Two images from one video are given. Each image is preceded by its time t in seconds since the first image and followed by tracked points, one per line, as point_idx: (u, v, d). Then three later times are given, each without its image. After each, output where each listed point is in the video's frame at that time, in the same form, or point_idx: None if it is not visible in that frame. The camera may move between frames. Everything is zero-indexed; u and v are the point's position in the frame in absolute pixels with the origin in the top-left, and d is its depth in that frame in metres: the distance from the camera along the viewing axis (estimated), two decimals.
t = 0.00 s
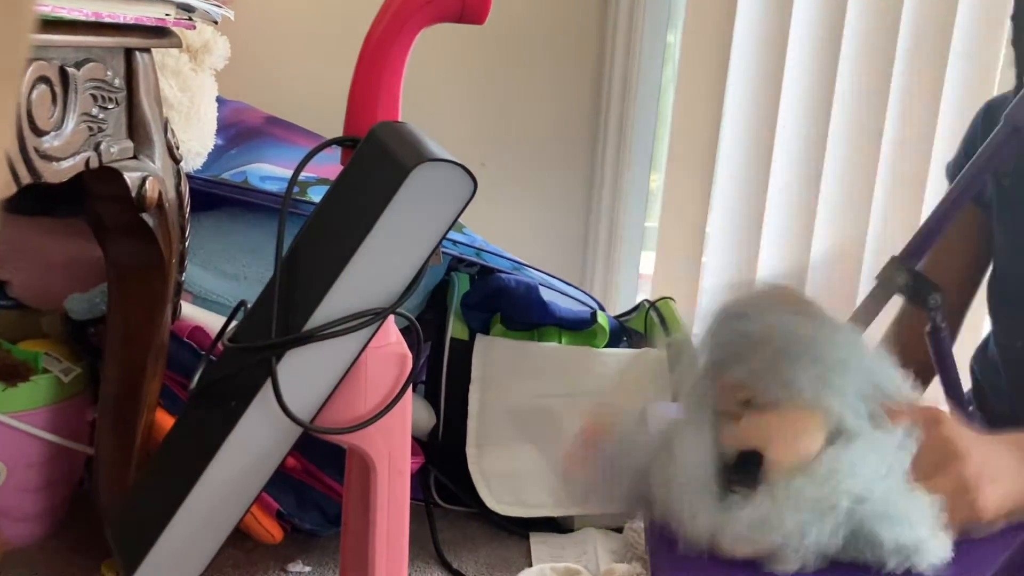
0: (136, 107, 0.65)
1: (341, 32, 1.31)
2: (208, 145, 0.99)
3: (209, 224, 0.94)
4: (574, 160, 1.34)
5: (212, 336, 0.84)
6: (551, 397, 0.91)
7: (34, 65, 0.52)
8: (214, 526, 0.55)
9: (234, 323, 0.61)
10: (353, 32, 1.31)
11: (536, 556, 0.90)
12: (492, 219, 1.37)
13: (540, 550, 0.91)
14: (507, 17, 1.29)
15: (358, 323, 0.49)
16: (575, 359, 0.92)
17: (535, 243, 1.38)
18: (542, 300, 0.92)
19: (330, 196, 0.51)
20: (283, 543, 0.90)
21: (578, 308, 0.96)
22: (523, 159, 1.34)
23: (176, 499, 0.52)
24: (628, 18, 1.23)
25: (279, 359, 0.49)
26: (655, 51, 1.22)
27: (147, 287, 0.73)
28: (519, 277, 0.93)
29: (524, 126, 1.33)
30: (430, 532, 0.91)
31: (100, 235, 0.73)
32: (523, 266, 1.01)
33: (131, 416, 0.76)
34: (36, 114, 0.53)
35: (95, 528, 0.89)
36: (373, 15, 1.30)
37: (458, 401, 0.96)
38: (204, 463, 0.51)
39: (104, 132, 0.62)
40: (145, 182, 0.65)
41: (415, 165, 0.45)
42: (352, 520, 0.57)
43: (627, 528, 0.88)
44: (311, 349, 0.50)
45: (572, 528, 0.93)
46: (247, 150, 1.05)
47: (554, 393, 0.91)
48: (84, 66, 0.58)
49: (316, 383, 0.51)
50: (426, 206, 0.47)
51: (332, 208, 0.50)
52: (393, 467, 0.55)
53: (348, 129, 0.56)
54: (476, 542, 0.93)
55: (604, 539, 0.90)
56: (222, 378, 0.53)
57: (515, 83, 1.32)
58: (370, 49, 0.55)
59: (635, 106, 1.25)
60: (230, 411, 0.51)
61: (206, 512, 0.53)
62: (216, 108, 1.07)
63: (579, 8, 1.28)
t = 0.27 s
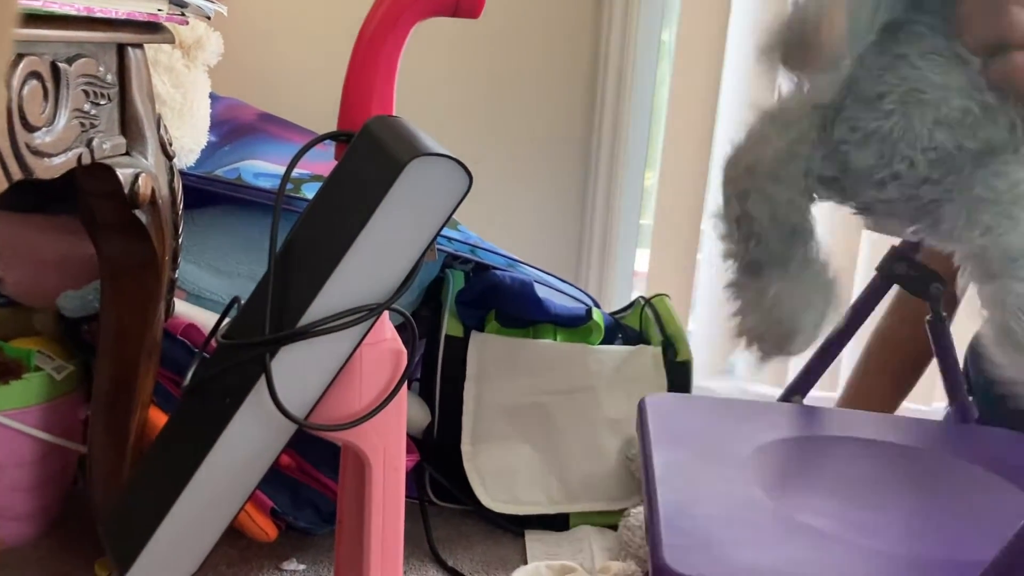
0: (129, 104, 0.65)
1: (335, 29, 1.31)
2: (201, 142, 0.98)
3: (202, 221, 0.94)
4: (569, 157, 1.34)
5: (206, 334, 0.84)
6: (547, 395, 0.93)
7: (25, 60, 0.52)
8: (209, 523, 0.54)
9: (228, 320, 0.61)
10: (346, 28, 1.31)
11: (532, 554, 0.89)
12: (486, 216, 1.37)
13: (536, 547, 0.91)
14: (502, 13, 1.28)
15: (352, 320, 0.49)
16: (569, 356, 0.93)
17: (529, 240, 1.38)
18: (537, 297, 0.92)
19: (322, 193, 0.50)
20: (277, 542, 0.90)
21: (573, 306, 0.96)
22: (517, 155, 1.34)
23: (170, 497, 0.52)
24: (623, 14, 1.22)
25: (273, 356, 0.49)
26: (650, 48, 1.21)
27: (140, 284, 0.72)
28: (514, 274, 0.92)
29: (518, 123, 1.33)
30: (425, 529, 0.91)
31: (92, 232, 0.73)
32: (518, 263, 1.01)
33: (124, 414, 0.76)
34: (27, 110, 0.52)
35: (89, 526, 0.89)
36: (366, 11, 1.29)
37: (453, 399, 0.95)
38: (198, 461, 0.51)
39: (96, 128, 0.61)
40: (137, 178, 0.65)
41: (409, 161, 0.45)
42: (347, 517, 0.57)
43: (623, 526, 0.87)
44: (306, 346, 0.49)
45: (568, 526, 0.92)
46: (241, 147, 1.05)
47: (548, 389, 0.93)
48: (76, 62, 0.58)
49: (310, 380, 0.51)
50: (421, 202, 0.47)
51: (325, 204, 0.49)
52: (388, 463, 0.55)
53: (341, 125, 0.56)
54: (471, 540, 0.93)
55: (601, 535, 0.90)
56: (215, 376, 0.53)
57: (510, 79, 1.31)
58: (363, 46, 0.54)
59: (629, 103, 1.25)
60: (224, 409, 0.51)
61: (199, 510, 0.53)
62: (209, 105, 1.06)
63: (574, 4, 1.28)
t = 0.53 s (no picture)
0: (124, 102, 0.65)
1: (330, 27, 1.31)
2: (196, 140, 0.98)
3: (198, 220, 0.94)
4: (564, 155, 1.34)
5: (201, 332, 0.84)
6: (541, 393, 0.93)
7: (20, 58, 0.51)
8: (205, 520, 0.54)
9: (224, 318, 0.61)
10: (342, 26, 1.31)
11: (528, 552, 0.90)
12: (482, 214, 1.37)
13: (532, 546, 0.91)
14: (498, 12, 1.28)
15: (349, 318, 0.48)
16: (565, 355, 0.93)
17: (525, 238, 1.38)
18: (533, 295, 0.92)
19: (318, 191, 0.50)
20: (274, 541, 0.90)
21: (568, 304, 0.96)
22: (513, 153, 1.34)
23: (166, 496, 0.52)
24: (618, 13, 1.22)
25: (270, 354, 0.49)
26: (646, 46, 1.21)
27: (136, 282, 0.72)
28: (510, 272, 0.92)
29: (514, 121, 1.33)
30: (421, 528, 0.91)
31: (87, 230, 0.72)
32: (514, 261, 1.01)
33: (120, 413, 0.76)
34: (22, 108, 0.52)
35: (84, 526, 0.88)
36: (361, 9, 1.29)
37: (450, 397, 0.95)
38: (194, 460, 0.51)
39: (91, 125, 0.61)
40: (132, 176, 0.65)
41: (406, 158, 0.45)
42: (344, 516, 0.57)
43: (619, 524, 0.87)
44: (303, 344, 0.49)
45: (564, 523, 0.93)
46: (236, 145, 1.04)
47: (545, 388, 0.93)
48: (71, 60, 0.58)
49: (307, 378, 0.51)
50: (417, 199, 0.47)
51: (321, 202, 0.49)
52: (384, 462, 0.55)
53: (339, 122, 0.55)
54: (467, 538, 0.93)
55: (597, 533, 0.90)
56: (211, 373, 0.52)
57: (506, 77, 1.31)
58: (360, 43, 0.54)
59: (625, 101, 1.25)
60: (220, 407, 0.51)
61: (196, 509, 0.53)
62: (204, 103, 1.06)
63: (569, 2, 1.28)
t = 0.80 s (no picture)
0: (119, 100, 0.65)
1: (326, 26, 1.31)
2: (192, 138, 0.98)
3: (193, 217, 0.94)
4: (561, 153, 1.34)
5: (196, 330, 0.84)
6: (537, 391, 0.93)
7: (15, 55, 0.51)
8: (201, 519, 0.54)
9: (220, 316, 0.61)
10: (338, 24, 1.30)
11: (524, 550, 0.90)
12: (477, 213, 1.37)
13: (528, 544, 0.91)
14: (494, 11, 1.28)
15: (344, 316, 0.48)
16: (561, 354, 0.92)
17: (521, 237, 1.38)
18: (530, 294, 0.92)
19: (313, 190, 0.50)
20: (269, 539, 0.90)
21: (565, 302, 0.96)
22: (510, 152, 1.34)
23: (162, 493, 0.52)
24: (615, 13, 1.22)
25: (265, 352, 0.49)
26: (642, 48, 1.22)
27: (131, 281, 0.72)
28: (506, 270, 0.92)
29: (511, 119, 1.33)
30: (416, 526, 0.91)
31: (83, 228, 0.72)
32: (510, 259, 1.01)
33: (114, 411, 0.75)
34: (17, 106, 0.52)
35: (79, 525, 0.88)
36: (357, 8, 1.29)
37: (446, 396, 0.95)
38: (190, 458, 0.51)
39: (86, 123, 0.61)
40: (128, 174, 0.65)
41: (402, 156, 0.45)
42: (340, 516, 0.57)
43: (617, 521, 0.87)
44: (298, 342, 0.49)
45: (560, 522, 0.93)
46: (231, 144, 1.04)
47: (543, 387, 0.93)
48: (66, 57, 0.57)
49: (302, 376, 0.51)
50: (413, 199, 0.47)
51: (316, 201, 0.49)
52: (381, 463, 0.55)
53: (335, 119, 0.55)
54: (463, 536, 0.93)
55: (593, 531, 0.90)
56: (207, 370, 0.52)
57: (502, 76, 1.31)
58: (357, 39, 0.54)
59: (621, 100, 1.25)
60: (216, 404, 0.50)
61: (191, 506, 0.53)
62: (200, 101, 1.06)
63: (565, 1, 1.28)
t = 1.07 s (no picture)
0: (116, 99, 0.65)
1: (323, 25, 1.30)
2: (189, 137, 0.98)
3: (189, 217, 0.94)
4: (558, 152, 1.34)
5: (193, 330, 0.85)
6: (533, 390, 0.93)
7: (11, 54, 0.51)
8: (198, 518, 0.54)
9: (217, 316, 0.61)
10: (335, 23, 1.30)
11: (521, 550, 0.90)
12: (475, 212, 1.37)
13: (525, 543, 0.91)
14: (492, 11, 1.28)
15: (341, 316, 0.48)
16: (558, 354, 0.93)
17: (518, 236, 1.38)
18: (526, 293, 0.92)
19: (312, 189, 0.50)
20: (266, 538, 0.90)
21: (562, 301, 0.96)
22: (507, 152, 1.34)
23: (158, 493, 0.52)
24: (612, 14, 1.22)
25: (262, 352, 0.49)
26: (638, 47, 1.22)
27: (128, 280, 0.72)
28: (504, 270, 0.93)
29: (508, 118, 1.33)
30: (413, 525, 0.91)
31: (79, 228, 0.72)
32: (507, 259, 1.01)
33: (111, 410, 0.75)
34: (13, 105, 0.52)
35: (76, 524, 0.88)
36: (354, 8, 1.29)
37: (444, 395, 0.95)
38: (187, 457, 0.51)
39: (83, 122, 0.61)
40: (125, 174, 0.65)
41: (398, 156, 0.45)
42: (337, 515, 0.57)
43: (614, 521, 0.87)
44: (296, 341, 0.49)
45: (557, 521, 0.92)
46: (228, 143, 1.04)
47: (539, 385, 0.93)
48: (63, 56, 0.57)
49: (299, 375, 0.51)
50: (411, 198, 0.46)
51: (314, 200, 0.49)
52: (378, 461, 0.55)
53: (333, 118, 0.55)
54: (460, 536, 0.93)
55: (590, 530, 0.90)
56: (204, 370, 0.52)
57: (499, 75, 1.31)
58: (354, 38, 0.54)
59: (618, 98, 1.25)
60: (212, 403, 0.50)
61: (188, 506, 0.53)
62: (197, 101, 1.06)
63: (562, 1, 1.28)
